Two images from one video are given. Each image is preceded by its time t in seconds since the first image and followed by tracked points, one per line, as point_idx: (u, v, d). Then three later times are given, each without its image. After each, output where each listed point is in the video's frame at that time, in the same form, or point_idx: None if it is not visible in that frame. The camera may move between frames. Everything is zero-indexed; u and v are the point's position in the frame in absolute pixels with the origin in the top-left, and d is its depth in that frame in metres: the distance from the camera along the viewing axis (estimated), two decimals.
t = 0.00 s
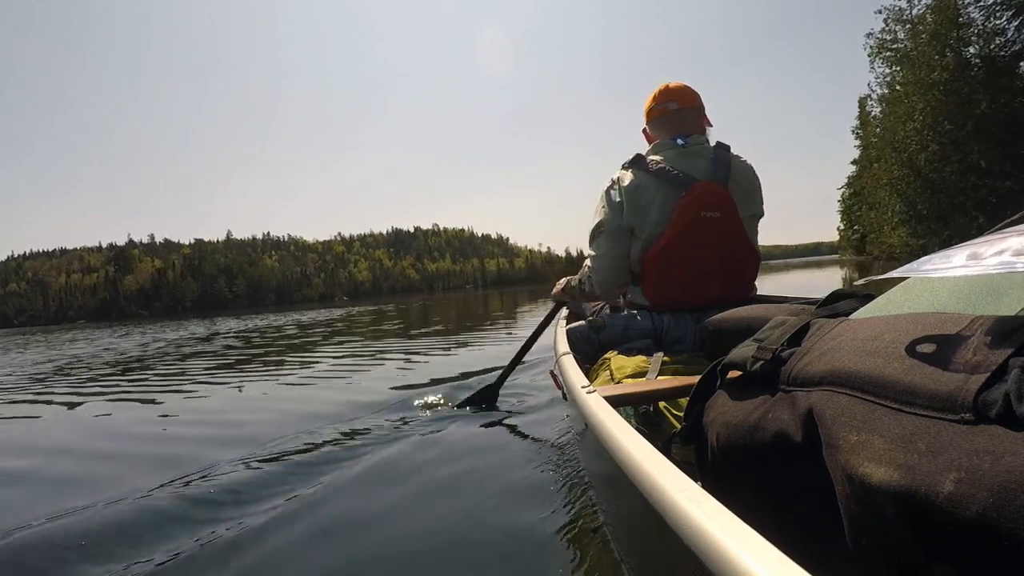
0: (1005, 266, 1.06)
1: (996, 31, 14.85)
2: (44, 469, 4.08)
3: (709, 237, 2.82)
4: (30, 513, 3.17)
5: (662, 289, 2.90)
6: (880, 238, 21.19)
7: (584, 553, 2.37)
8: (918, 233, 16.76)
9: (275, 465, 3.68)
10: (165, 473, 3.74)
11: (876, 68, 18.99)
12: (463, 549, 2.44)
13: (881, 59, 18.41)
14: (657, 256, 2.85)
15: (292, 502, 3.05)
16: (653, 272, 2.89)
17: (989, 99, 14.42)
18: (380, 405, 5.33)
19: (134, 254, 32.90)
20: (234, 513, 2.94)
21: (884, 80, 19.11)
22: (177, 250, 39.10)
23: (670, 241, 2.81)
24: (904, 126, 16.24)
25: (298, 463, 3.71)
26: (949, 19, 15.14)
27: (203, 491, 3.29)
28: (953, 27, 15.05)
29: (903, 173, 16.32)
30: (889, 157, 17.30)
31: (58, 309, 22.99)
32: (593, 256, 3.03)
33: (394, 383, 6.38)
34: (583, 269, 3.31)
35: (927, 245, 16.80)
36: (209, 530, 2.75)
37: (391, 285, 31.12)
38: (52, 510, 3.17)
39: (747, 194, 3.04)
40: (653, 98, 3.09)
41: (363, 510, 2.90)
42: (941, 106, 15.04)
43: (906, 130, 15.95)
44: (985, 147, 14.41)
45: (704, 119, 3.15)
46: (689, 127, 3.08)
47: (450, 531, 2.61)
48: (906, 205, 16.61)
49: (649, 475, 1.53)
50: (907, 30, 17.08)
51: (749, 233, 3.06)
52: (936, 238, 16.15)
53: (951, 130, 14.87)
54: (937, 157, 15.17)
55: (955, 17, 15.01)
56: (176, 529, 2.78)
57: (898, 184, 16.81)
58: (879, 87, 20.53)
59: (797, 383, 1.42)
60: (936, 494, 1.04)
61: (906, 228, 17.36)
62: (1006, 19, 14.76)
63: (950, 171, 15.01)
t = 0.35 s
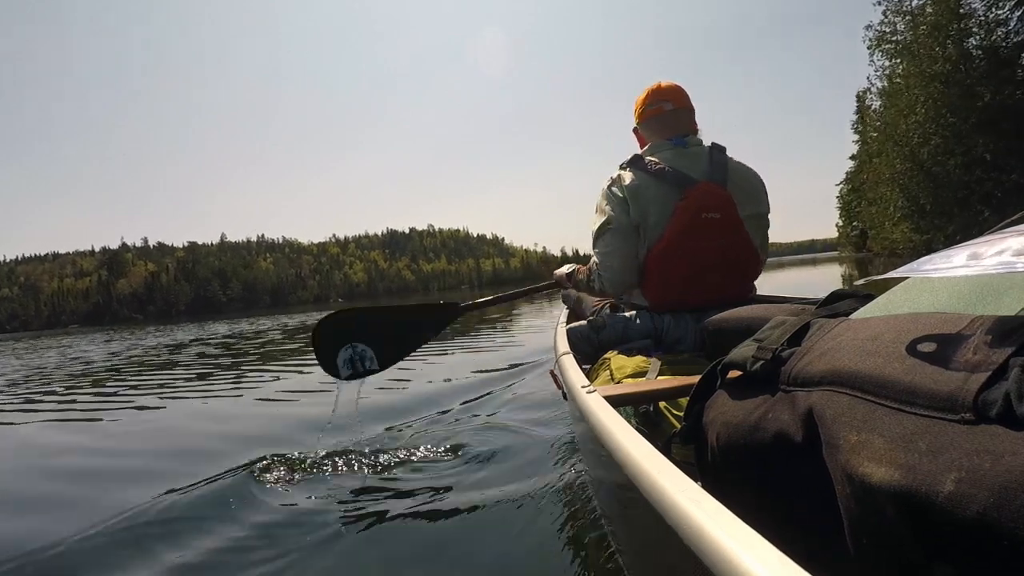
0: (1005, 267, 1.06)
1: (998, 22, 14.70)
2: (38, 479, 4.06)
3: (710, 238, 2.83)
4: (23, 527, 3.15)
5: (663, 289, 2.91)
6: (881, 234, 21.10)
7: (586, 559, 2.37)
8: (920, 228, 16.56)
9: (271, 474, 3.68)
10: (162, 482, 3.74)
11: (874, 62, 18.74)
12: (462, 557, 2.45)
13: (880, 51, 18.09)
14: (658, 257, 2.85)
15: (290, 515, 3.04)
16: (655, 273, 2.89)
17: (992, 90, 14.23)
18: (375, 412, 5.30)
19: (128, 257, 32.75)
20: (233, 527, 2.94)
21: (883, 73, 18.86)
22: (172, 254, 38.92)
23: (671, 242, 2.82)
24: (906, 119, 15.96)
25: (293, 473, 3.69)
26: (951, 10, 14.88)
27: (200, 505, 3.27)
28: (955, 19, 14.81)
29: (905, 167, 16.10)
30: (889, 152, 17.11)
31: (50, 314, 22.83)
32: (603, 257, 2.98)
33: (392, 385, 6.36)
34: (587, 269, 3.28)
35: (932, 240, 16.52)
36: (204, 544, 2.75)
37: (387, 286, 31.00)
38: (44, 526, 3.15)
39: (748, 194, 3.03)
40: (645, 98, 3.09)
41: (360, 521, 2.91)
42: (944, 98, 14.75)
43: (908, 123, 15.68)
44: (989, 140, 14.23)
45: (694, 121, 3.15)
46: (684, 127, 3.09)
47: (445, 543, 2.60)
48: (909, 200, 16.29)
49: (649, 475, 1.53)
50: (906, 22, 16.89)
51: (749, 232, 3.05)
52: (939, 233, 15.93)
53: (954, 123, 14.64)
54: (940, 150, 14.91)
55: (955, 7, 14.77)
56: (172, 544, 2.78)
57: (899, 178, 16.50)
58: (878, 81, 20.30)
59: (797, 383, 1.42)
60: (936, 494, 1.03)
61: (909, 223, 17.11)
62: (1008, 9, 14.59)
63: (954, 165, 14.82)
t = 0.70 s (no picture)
0: (1003, 267, 1.06)
1: (1008, 24, 14.63)
2: (32, 475, 4.03)
3: (704, 239, 2.83)
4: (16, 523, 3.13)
5: (661, 290, 2.92)
6: (885, 237, 21.02)
7: (589, 563, 2.33)
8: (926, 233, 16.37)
9: (264, 469, 3.67)
10: (158, 478, 3.73)
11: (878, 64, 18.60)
12: (459, 556, 2.44)
13: (885, 53, 17.90)
14: (653, 259, 2.88)
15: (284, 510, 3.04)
16: (651, 275, 2.91)
17: (1002, 93, 14.31)
18: (372, 410, 5.29)
19: (123, 252, 32.58)
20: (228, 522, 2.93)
21: (889, 74, 18.71)
22: (168, 249, 38.70)
23: (665, 244, 2.83)
24: (912, 122, 15.78)
25: (286, 467, 3.69)
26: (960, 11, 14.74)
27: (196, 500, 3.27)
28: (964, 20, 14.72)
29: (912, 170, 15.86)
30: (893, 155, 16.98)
31: (43, 307, 22.68)
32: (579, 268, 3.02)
33: (389, 384, 6.34)
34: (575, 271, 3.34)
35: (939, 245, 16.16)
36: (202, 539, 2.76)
37: (384, 284, 30.88)
38: (38, 522, 3.13)
39: (746, 192, 3.02)
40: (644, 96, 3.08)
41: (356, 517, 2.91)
42: (952, 100, 14.73)
43: (915, 126, 15.46)
44: (1000, 144, 14.22)
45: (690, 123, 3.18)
46: (680, 128, 3.10)
47: (440, 540, 2.59)
48: (914, 204, 15.98)
49: (647, 475, 1.53)
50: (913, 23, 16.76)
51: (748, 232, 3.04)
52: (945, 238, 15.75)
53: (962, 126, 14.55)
54: (949, 153, 14.82)
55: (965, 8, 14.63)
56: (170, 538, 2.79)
57: (904, 181, 16.29)
58: (882, 83, 20.18)
59: (795, 382, 1.42)
60: (934, 494, 1.04)
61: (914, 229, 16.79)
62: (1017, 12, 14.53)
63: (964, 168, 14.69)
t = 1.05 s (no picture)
0: (999, 266, 1.07)
1: (1018, 25, 14.68)
2: (25, 466, 4.01)
3: (696, 237, 2.83)
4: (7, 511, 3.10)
5: (655, 292, 2.92)
6: (888, 241, 20.97)
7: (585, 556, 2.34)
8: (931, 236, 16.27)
9: (260, 459, 3.67)
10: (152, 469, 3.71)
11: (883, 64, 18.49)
12: (459, 544, 2.43)
13: (891, 53, 17.77)
14: (645, 261, 2.88)
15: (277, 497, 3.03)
16: (644, 276, 2.91)
17: (1011, 95, 14.28)
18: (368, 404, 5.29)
19: (119, 246, 32.44)
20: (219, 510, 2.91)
21: (895, 76, 18.60)
22: (163, 244, 38.44)
23: (656, 246, 2.84)
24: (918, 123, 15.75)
25: (279, 457, 3.68)
26: (969, 12, 14.80)
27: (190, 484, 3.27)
28: (973, 21, 14.75)
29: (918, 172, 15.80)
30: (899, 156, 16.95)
31: (37, 299, 22.50)
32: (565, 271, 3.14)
33: (386, 382, 6.32)
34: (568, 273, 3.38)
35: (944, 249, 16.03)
36: (194, 525, 2.75)
37: (382, 282, 30.78)
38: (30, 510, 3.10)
39: (737, 190, 3.03)
40: (640, 93, 3.08)
41: (351, 504, 2.90)
42: (962, 101, 14.65)
43: (922, 127, 15.42)
44: (1009, 146, 14.20)
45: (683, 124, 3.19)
46: (673, 127, 3.10)
47: (437, 530, 2.59)
48: (920, 207, 15.89)
49: (644, 474, 1.53)
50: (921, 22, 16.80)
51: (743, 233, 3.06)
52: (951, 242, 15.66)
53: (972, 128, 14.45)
54: (958, 155, 14.72)
55: (975, 8, 14.72)
56: (162, 525, 2.77)
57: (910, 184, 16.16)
58: (888, 83, 20.15)
59: (792, 383, 1.42)
60: (930, 494, 1.04)
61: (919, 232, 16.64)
62: None
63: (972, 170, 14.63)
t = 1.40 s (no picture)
0: (995, 266, 1.07)
1: None
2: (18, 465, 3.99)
3: (697, 237, 2.83)
4: None
5: (654, 290, 2.91)
6: (891, 242, 20.92)
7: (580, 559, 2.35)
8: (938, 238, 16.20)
9: (259, 455, 3.67)
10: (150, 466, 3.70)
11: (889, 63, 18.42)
12: (456, 544, 2.44)
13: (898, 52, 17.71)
14: (645, 259, 2.88)
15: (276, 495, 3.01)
16: (643, 275, 2.91)
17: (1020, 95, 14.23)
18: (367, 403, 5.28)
19: (116, 244, 32.31)
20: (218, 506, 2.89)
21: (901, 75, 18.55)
22: (160, 242, 38.28)
23: (656, 243, 2.84)
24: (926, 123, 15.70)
25: (275, 455, 3.66)
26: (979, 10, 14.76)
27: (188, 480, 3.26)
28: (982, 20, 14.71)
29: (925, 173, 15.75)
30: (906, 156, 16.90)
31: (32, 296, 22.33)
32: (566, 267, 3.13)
33: (385, 383, 6.32)
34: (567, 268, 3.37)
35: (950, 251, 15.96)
36: (193, 520, 2.75)
37: (380, 282, 30.70)
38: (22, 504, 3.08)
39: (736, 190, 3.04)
40: (654, 90, 3.07)
41: (348, 503, 2.89)
42: (970, 101, 14.60)
43: (930, 127, 15.36)
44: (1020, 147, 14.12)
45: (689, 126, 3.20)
46: (680, 127, 3.10)
47: (434, 530, 2.59)
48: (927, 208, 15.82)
49: (642, 475, 1.53)
50: (929, 20, 16.76)
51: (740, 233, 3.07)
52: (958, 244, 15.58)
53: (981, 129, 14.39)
54: (967, 155, 14.64)
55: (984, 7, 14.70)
56: (159, 520, 2.77)
57: (917, 185, 16.09)
58: (895, 82, 20.11)
59: (789, 383, 1.43)
60: (927, 494, 1.04)
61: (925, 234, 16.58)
62: None
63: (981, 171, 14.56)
